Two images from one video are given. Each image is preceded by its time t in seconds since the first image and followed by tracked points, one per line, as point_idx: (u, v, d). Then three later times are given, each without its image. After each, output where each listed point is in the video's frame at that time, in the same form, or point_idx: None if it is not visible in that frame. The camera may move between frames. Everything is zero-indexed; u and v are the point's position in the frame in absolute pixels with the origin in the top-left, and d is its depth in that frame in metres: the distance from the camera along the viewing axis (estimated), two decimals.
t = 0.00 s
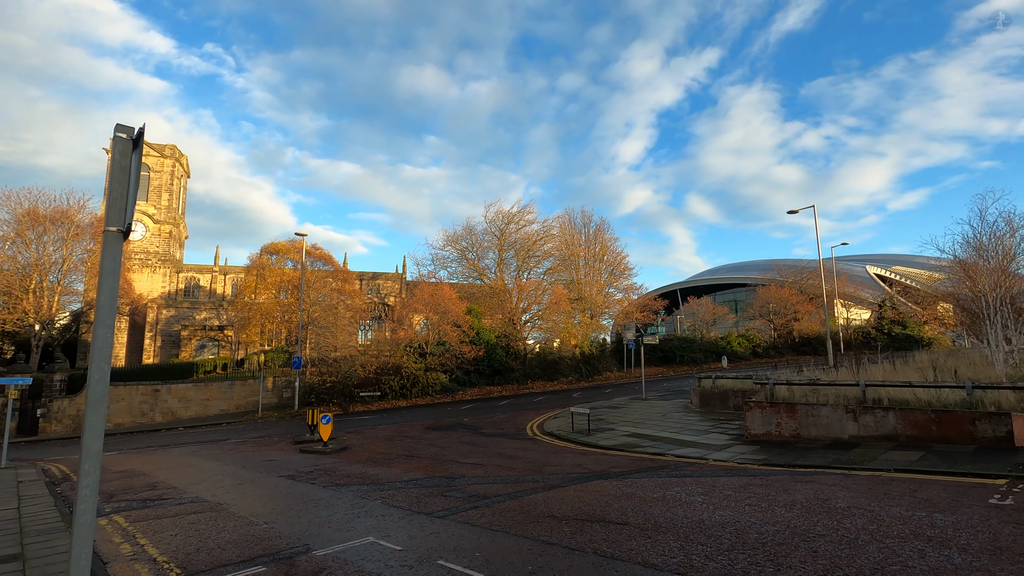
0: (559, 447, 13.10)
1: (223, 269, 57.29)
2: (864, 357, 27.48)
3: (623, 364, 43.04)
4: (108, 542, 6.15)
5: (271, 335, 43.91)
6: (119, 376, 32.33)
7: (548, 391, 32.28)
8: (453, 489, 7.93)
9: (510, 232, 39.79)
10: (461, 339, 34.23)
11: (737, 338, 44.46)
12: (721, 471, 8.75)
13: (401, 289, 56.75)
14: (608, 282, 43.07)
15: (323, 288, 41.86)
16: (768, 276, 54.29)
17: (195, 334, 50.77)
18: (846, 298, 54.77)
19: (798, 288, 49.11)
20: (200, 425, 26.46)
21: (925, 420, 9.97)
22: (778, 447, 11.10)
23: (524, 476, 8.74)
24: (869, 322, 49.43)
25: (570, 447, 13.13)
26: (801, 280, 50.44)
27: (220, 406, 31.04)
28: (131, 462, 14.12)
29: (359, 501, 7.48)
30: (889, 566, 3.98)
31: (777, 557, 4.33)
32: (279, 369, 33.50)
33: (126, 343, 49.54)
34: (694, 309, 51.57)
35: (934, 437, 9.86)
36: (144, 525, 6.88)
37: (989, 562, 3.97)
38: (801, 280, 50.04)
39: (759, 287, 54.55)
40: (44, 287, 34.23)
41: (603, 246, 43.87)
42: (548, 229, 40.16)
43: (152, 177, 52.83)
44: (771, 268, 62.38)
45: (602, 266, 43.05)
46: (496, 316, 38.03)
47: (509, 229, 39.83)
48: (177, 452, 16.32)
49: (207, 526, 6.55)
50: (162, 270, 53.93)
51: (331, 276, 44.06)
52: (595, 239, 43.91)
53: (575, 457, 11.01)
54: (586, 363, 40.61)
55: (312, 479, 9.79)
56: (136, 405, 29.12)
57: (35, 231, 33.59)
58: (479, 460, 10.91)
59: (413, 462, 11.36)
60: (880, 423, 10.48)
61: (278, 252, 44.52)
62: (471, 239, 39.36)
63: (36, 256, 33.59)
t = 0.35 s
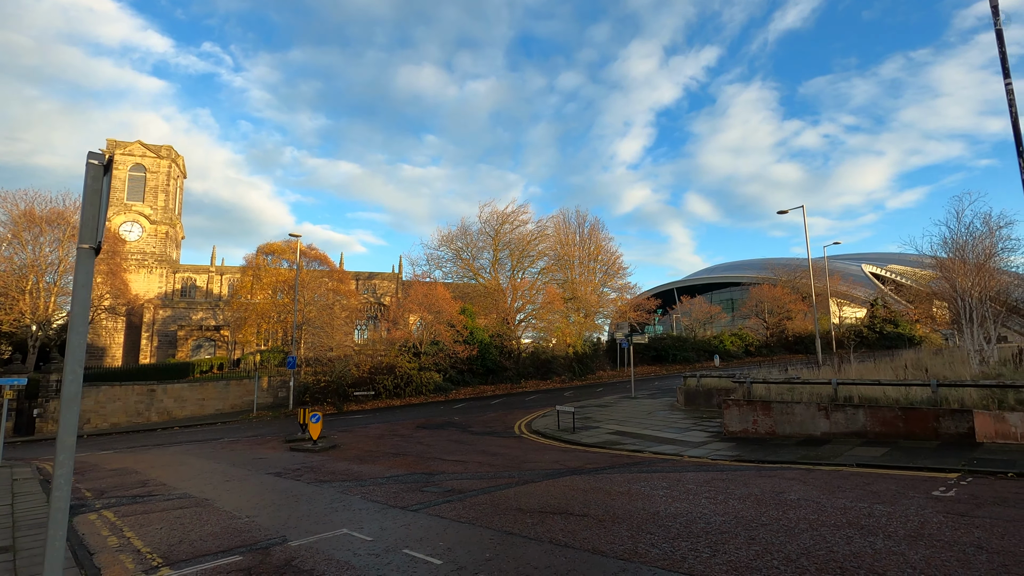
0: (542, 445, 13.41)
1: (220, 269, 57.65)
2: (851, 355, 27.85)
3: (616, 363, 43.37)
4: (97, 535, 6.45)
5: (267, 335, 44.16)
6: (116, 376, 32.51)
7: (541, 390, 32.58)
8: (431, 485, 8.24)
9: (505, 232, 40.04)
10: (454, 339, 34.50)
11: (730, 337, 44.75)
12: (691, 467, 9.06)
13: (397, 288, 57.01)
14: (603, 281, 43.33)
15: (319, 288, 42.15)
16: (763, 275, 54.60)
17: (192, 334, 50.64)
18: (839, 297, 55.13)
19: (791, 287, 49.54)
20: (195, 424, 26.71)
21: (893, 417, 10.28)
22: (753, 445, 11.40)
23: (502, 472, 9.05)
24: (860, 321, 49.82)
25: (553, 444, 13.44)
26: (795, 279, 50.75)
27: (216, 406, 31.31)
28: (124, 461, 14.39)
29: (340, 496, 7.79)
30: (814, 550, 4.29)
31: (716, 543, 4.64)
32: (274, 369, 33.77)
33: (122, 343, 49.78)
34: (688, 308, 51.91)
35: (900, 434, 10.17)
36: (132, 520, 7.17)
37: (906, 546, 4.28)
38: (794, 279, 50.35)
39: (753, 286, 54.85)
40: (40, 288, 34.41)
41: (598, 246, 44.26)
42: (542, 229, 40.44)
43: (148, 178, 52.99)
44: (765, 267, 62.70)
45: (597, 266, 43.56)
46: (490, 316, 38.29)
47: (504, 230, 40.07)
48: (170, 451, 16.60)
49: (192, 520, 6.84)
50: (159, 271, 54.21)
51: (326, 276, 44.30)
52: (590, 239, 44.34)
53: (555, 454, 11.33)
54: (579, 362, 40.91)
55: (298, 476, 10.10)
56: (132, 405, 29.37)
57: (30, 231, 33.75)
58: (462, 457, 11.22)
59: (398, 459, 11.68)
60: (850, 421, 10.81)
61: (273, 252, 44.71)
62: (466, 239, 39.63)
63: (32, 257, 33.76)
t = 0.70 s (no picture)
0: (524, 442, 13.78)
1: (212, 269, 57.89)
2: (834, 355, 28.39)
3: (606, 363, 43.83)
4: (87, 527, 6.78)
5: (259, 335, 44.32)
6: (107, 375, 32.60)
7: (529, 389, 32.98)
8: (409, 480, 8.60)
9: (496, 233, 40.42)
10: (445, 338, 34.85)
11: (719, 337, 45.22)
12: (660, 463, 9.47)
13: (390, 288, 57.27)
14: (593, 282, 43.85)
15: (311, 288, 42.39)
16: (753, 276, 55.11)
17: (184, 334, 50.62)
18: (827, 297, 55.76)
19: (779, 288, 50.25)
20: (186, 424, 26.94)
21: (856, 415, 10.70)
22: (724, 441, 11.80)
23: (478, 468, 9.42)
24: (847, 320, 50.48)
25: (534, 442, 13.82)
26: (783, 280, 51.36)
27: (207, 405, 31.52)
28: (115, 459, 14.67)
29: (321, 490, 8.14)
30: (747, 535, 4.69)
31: (661, 529, 5.03)
32: (265, 369, 34.02)
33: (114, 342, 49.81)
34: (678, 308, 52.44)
35: (863, 430, 10.60)
36: (120, 513, 7.50)
37: (829, 531, 4.69)
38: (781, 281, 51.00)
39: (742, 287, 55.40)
40: (31, 287, 34.46)
41: (588, 247, 44.69)
42: (534, 230, 40.87)
43: (140, 177, 53.00)
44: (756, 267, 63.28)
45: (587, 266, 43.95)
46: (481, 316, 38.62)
47: (495, 230, 40.46)
48: (161, 450, 16.87)
49: (179, 513, 7.18)
50: (151, 270, 54.21)
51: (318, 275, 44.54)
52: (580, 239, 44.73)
53: (534, 451, 11.71)
54: (569, 362, 41.27)
55: (283, 472, 10.43)
56: (123, 404, 29.54)
57: (21, 231, 33.78)
58: (443, 454, 11.59)
59: (382, 456, 12.03)
60: (817, 418, 11.24)
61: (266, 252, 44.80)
62: (457, 239, 40.03)
63: (23, 256, 33.81)
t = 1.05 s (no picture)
0: (501, 442, 14.14)
1: (199, 269, 57.74)
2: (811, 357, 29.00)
3: (591, 364, 44.24)
4: (68, 523, 7.04)
5: (245, 335, 44.29)
6: (92, 375, 32.52)
7: (515, 390, 33.30)
8: (384, 478, 8.93)
9: (484, 234, 40.76)
10: (431, 339, 35.10)
11: (703, 338, 45.81)
12: (627, 462, 9.85)
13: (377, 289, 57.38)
14: (580, 283, 44.39)
15: (298, 288, 42.44)
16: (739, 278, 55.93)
17: (170, 333, 50.41)
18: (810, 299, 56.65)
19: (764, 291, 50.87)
20: (170, 424, 26.99)
21: (817, 416, 11.16)
22: (693, 442, 12.23)
23: (452, 467, 9.75)
24: (829, 323, 51.29)
25: (512, 442, 14.17)
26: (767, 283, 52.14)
27: (192, 406, 31.53)
28: (97, 459, 14.81)
29: (298, 488, 8.45)
30: (685, 527, 5.07)
31: (609, 523, 5.40)
32: (251, 369, 34.07)
33: (99, 342, 49.50)
34: (664, 310, 53.09)
35: (824, 431, 11.05)
36: (101, 510, 7.76)
37: (761, 523, 5.09)
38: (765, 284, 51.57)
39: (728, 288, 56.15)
40: (14, 286, 34.23)
41: (576, 248, 45.19)
42: (522, 231, 41.26)
43: (127, 176, 52.72)
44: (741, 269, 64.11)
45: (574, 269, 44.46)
46: (467, 317, 38.87)
47: (483, 232, 40.78)
48: (144, 449, 17.03)
49: (157, 510, 7.46)
50: (137, 269, 53.90)
51: (305, 276, 44.60)
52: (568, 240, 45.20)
53: (510, 451, 12.07)
54: (555, 363, 41.54)
55: (263, 471, 10.72)
56: (108, 404, 29.52)
57: (5, 230, 33.56)
58: (421, 454, 11.92)
59: (361, 455, 12.35)
60: (781, 419, 11.69)
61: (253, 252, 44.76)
62: (444, 240, 40.34)
63: (6, 255, 33.59)
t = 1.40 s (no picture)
0: (482, 442, 14.43)
1: (188, 270, 57.69)
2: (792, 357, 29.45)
3: (579, 364, 44.48)
4: (49, 523, 7.26)
5: (234, 336, 44.28)
6: (79, 377, 32.49)
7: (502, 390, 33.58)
8: (361, 477, 9.20)
9: (474, 235, 41.04)
10: (419, 340, 35.32)
11: (690, 339, 46.30)
12: (598, 460, 10.17)
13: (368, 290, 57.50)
14: (570, 284, 44.77)
15: (287, 288, 42.46)
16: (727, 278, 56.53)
17: (158, 334, 50.32)
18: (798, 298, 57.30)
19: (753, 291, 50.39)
20: (158, 425, 27.05)
21: (785, 415, 11.52)
22: (667, 440, 12.57)
23: (429, 466, 10.04)
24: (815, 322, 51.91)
25: (492, 442, 14.47)
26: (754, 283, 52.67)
27: (180, 407, 31.59)
28: (83, 460, 14.95)
29: (276, 488, 8.71)
30: (632, 521, 5.40)
31: (563, 518, 5.72)
32: (240, 371, 34.15)
33: (87, 344, 49.31)
34: (653, 310, 53.58)
35: (790, 429, 11.42)
36: (82, 510, 7.98)
37: (703, 516, 5.42)
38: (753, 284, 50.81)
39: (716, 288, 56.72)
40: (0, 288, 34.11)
41: (565, 249, 45.59)
42: (511, 233, 41.62)
43: (115, 177, 52.56)
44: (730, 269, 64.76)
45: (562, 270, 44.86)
46: (456, 318, 39.11)
47: (472, 233, 41.06)
48: (129, 451, 17.17)
49: (137, 509, 7.69)
50: (125, 270, 53.76)
51: (295, 276, 44.65)
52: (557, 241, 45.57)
53: (488, 451, 12.36)
54: (543, 363, 41.55)
55: (245, 472, 10.95)
56: (95, 406, 29.53)
57: None
58: (401, 454, 12.20)
59: (342, 455, 12.60)
60: (750, 418, 12.05)
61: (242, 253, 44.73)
62: (433, 241, 40.65)
63: None
